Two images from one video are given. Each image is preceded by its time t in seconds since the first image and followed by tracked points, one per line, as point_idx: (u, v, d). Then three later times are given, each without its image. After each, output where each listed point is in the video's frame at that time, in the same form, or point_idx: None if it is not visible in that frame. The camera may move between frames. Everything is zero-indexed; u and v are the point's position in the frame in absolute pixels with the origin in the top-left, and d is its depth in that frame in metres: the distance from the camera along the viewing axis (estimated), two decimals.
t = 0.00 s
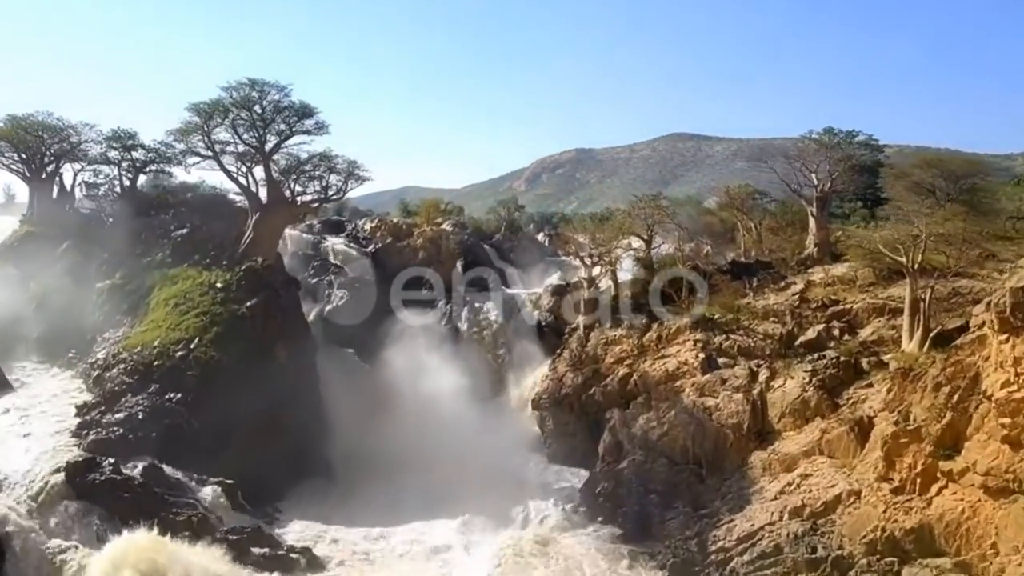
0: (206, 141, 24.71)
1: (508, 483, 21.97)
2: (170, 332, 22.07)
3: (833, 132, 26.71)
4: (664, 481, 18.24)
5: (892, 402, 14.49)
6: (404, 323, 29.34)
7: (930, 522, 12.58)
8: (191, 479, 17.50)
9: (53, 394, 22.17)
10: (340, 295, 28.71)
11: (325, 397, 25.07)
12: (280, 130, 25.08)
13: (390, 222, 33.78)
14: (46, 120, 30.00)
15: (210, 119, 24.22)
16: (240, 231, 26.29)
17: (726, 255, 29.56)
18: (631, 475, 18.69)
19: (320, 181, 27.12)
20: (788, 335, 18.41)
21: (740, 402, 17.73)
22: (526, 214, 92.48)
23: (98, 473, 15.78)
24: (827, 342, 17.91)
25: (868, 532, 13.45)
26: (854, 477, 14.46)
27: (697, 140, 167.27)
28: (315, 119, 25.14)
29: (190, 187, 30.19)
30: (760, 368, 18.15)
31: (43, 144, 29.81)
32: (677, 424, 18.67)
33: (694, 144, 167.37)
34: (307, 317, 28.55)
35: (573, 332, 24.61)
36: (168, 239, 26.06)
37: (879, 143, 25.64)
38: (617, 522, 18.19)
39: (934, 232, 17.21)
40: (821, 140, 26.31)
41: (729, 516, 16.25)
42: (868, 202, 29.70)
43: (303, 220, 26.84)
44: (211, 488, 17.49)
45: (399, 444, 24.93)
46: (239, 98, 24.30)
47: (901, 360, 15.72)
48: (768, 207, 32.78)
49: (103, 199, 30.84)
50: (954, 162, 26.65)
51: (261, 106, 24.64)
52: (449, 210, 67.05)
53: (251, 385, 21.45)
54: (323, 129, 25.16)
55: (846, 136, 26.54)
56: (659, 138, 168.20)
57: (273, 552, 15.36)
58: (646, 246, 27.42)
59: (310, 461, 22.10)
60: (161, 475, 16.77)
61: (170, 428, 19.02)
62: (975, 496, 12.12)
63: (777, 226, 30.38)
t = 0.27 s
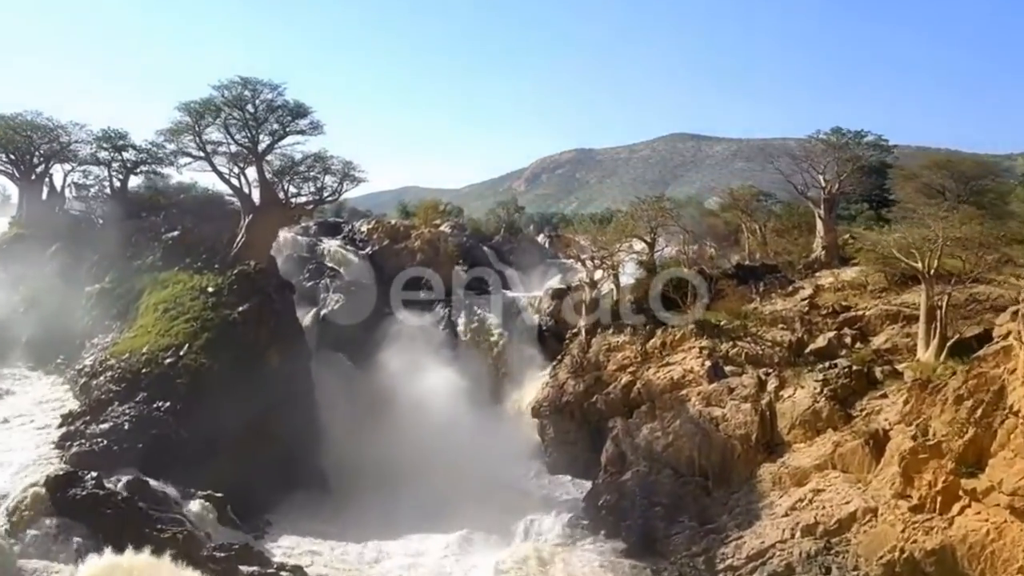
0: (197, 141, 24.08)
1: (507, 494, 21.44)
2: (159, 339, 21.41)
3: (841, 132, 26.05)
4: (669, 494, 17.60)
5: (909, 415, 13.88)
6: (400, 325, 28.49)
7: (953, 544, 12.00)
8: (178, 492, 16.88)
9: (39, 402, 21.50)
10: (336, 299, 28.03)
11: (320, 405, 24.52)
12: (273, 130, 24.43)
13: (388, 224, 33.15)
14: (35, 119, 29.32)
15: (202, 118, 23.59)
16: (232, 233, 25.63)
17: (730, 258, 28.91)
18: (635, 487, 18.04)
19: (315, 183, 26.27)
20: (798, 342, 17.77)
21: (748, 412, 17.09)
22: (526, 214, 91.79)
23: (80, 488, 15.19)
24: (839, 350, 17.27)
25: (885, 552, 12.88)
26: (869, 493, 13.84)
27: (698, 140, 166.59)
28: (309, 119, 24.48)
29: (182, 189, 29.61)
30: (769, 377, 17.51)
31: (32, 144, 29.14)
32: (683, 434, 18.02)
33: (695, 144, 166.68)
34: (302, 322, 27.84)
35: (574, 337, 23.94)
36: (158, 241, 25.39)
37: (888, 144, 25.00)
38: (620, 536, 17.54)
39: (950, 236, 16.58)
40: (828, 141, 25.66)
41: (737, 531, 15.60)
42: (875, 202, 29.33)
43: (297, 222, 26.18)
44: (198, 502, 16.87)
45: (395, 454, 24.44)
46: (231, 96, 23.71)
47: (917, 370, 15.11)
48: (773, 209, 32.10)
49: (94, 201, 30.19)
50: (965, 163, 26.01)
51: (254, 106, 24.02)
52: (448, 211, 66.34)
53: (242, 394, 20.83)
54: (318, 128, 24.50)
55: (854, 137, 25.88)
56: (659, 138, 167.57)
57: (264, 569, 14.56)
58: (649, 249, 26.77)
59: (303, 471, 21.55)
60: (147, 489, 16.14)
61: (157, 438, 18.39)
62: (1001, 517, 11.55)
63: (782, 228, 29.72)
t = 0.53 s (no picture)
0: (187, 142, 23.37)
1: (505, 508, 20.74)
2: (145, 346, 20.65)
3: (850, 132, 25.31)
4: (675, 510, 16.87)
5: (931, 431, 13.22)
6: (398, 328, 27.63)
7: (980, 570, 11.24)
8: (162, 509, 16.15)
9: (21, 412, 20.73)
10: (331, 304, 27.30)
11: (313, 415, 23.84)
12: (265, 130, 23.68)
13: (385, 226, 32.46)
14: (22, 119, 28.54)
15: (191, 118, 22.87)
16: (223, 236, 24.89)
17: (736, 261, 28.17)
18: (639, 502, 17.31)
19: (309, 185, 25.46)
20: (810, 352, 17.06)
21: (758, 425, 16.35)
22: (525, 215, 91.09)
23: (56, 506, 14.39)
24: (853, 361, 16.55)
25: None
26: (888, 513, 13.09)
27: (698, 140, 165.83)
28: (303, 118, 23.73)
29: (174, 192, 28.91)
30: (779, 388, 16.79)
31: (19, 145, 28.36)
32: (689, 447, 17.29)
33: (695, 144, 165.91)
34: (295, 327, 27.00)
35: (575, 343, 23.20)
36: (147, 244, 24.62)
37: (899, 144, 24.29)
38: (624, 554, 16.81)
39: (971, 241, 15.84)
40: (838, 141, 24.94)
41: (748, 551, 14.88)
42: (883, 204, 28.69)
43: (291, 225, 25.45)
44: (183, 518, 16.16)
45: (391, 464, 23.77)
46: (222, 95, 22.99)
47: (937, 383, 14.42)
48: (778, 211, 31.35)
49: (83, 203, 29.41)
50: (978, 164, 25.27)
51: (245, 105, 23.30)
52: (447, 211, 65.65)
53: (231, 405, 20.10)
54: (311, 128, 23.76)
55: (864, 137, 25.15)
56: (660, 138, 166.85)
57: None
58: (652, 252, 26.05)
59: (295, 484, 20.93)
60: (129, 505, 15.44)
61: (142, 451, 17.68)
62: None
63: (788, 231, 28.99)
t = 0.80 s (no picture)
0: (177, 142, 22.76)
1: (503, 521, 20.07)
2: (132, 354, 19.98)
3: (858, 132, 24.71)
4: (681, 525, 16.25)
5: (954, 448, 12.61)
6: (394, 334, 27.12)
7: None
8: (146, 524, 15.51)
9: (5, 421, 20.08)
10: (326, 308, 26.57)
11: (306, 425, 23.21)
12: (258, 130, 23.06)
13: (383, 229, 31.95)
14: (10, 119, 27.85)
15: (182, 118, 22.26)
16: (215, 239, 24.27)
17: (741, 265, 27.56)
18: (644, 517, 16.70)
19: (303, 186, 24.87)
20: (821, 360, 16.44)
21: (767, 437, 15.72)
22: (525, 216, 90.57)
23: (33, 525, 13.67)
24: (866, 370, 15.91)
25: None
26: (907, 534, 12.44)
27: (699, 140, 165.22)
28: (297, 118, 23.11)
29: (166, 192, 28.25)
30: (789, 398, 16.16)
31: (7, 144, 27.66)
32: (696, 460, 16.66)
33: (696, 144, 165.30)
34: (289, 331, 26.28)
35: (576, 349, 22.57)
36: (137, 247, 23.96)
37: (909, 145, 23.68)
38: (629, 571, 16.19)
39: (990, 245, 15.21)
40: (845, 142, 24.33)
41: (758, 570, 14.25)
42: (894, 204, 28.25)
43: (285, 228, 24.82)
44: (169, 534, 15.54)
45: (386, 474, 23.20)
46: (213, 94, 22.37)
47: (956, 395, 13.79)
48: (783, 213, 30.74)
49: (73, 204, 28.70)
50: (989, 165, 24.67)
51: (237, 104, 22.68)
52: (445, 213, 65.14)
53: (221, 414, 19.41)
54: (305, 129, 23.14)
55: (873, 137, 24.53)
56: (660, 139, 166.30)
57: None
58: (655, 256, 25.46)
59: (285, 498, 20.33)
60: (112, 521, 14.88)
61: (126, 464, 16.97)
62: None
63: (794, 233, 28.38)
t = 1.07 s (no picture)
0: (165, 143, 22.00)
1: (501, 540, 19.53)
2: (117, 363, 19.25)
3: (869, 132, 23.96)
4: (688, 543, 15.56)
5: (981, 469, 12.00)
6: (391, 339, 26.46)
7: None
8: (128, 545, 14.78)
9: None
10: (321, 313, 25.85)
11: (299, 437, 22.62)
12: (250, 130, 22.30)
13: (379, 232, 31.31)
14: None
15: (170, 117, 21.50)
16: (205, 243, 23.56)
17: (746, 269, 26.84)
18: (649, 535, 15.99)
19: (297, 188, 24.11)
20: (834, 371, 15.71)
21: (779, 452, 14.98)
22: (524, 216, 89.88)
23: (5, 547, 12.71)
24: (883, 382, 15.17)
25: None
26: (932, 559, 11.78)
27: (699, 140, 164.44)
28: (289, 118, 22.34)
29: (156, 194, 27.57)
30: (802, 411, 15.43)
31: None
32: (704, 475, 15.94)
33: (696, 144, 164.53)
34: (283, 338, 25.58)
35: (578, 357, 21.86)
36: (125, 252, 23.25)
37: (921, 146, 22.98)
38: None
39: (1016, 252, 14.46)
40: (856, 143, 23.62)
41: None
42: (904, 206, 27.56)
43: (278, 231, 24.08)
44: (152, 555, 14.79)
45: (383, 487, 22.66)
46: (202, 94, 21.62)
47: (981, 410, 13.09)
48: (790, 215, 30.01)
49: (59, 205, 27.95)
50: (1003, 167, 23.97)
51: (227, 104, 21.94)
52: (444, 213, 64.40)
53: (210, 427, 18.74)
54: (298, 129, 22.37)
55: (884, 138, 23.79)
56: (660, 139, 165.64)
57: None
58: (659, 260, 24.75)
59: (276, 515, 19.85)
60: (91, 542, 14.11)
61: (108, 481, 16.20)
62: None
63: (801, 236, 27.66)
